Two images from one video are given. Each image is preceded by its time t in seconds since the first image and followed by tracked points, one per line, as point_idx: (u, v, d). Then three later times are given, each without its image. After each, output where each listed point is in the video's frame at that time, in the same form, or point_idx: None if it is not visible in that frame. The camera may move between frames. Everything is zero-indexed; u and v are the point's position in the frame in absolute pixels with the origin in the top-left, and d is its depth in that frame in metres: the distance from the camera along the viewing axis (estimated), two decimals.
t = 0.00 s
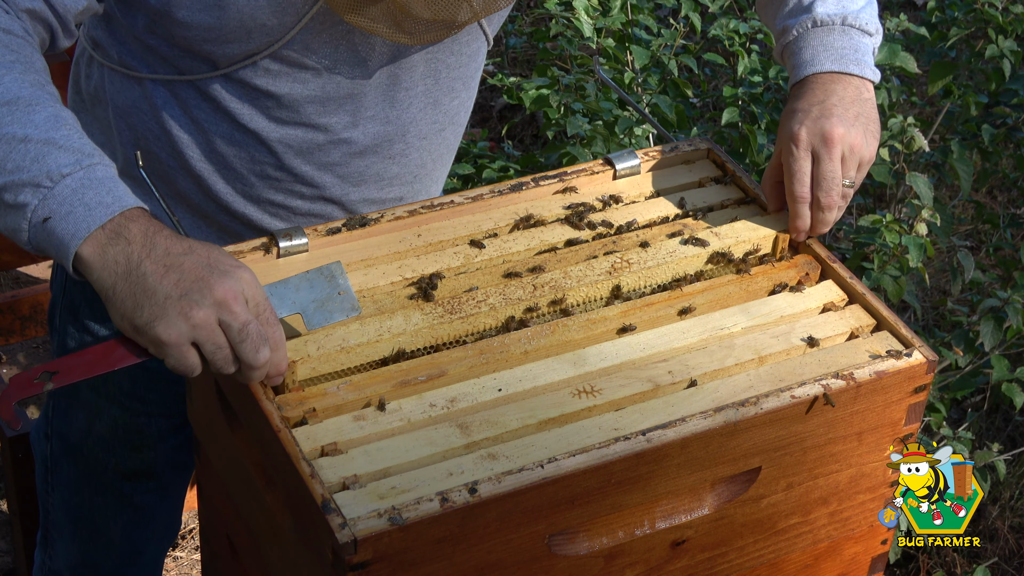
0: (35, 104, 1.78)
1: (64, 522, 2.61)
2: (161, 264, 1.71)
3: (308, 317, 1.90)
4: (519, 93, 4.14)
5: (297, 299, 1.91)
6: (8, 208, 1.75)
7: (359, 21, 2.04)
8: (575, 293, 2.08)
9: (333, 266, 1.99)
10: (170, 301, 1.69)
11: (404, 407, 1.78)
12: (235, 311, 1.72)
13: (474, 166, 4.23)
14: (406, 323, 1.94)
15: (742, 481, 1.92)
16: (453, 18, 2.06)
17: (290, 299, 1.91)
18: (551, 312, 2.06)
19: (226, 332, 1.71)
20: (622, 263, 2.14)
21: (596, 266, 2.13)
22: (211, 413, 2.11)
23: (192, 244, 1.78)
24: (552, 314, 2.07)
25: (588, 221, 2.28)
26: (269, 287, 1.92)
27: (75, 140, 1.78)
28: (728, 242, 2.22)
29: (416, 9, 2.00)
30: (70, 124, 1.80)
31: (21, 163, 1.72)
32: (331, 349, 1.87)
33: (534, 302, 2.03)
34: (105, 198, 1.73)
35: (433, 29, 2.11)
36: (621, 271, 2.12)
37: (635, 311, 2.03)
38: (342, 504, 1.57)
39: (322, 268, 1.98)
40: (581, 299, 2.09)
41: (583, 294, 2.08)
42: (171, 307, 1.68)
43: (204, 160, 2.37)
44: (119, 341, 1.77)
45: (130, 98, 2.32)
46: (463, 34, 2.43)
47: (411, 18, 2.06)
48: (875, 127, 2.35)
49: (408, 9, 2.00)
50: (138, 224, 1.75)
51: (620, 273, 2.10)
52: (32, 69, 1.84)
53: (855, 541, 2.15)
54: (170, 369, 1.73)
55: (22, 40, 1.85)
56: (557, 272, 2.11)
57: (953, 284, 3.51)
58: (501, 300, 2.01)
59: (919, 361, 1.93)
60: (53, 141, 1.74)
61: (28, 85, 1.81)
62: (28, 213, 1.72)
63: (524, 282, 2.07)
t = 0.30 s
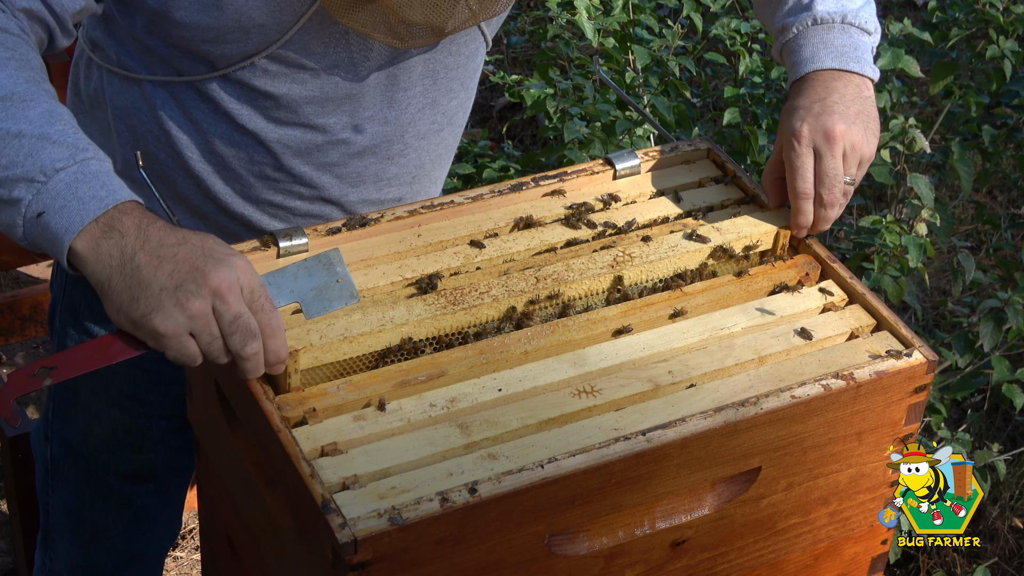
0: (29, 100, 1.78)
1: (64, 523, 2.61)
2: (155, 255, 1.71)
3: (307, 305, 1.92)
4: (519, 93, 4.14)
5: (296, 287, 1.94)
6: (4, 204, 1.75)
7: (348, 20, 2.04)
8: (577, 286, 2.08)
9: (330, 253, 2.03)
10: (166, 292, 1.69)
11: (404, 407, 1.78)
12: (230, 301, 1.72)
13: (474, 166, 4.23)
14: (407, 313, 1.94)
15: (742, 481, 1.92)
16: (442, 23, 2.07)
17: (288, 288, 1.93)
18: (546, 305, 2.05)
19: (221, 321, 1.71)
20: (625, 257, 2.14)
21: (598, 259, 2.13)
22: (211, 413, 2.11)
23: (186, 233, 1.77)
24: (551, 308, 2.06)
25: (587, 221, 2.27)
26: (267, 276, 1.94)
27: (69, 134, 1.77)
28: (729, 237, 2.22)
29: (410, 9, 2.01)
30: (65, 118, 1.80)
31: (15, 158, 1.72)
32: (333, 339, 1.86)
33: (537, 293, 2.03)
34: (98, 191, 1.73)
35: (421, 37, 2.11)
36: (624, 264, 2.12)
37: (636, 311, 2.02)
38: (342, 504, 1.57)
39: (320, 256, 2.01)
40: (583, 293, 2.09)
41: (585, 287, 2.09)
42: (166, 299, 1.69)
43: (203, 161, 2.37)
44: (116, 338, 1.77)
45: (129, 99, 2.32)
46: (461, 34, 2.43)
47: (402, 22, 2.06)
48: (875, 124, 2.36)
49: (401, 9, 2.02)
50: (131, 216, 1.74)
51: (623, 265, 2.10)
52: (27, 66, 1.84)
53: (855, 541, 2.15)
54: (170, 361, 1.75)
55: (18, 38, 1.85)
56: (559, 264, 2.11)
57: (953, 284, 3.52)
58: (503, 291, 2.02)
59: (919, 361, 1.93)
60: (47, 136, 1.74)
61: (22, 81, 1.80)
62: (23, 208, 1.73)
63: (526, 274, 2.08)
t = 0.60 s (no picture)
0: (23, 98, 1.78)
1: (65, 524, 2.61)
2: (150, 253, 1.70)
3: (306, 298, 1.92)
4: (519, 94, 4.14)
5: (294, 279, 1.94)
6: None
7: (338, 19, 2.05)
8: (577, 280, 2.08)
9: (330, 243, 2.03)
10: (161, 290, 1.69)
11: (403, 406, 1.78)
12: (226, 296, 1.71)
13: (473, 166, 4.23)
14: (409, 307, 1.93)
15: (742, 481, 1.92)
16: (433, 31, 2.08)
17: (287, 280, 1.94)
18: (541, 300, 2.04)
19: (218, 317, 1.72)
20: (625, 252, 2.15)
21: (599, 255, 2.14)
22: (211, 413, 2.11)
23: (180, 228, 1.75)
24: (551, 304, 2.06)
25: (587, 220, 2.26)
26: (265, 269, 1.95)
27: (63, 132, 1.77)
28: (730, 233, 2.22)
29: (404, 17, 2.01)
30: (60, 116, 1.80)
31: (9, 158, 1.73)
32: (334, 332, 1.84)
33: (536, 289, 2.03)
34: (93, 188, 1.73)
35: (409, 40, 2.12)
36: (624, 259, 2.13)
37: (636, 311, 2.02)
38: (342, 504, 1.57)
39: (319, 246, 2.02)
40: (584, 288, 2.10)
41: (585, 281, 2.09)
42: (162, 297, 1.69)
43: (202, 161, 2.37)
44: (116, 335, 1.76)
45: (127, 99, 2.32)
46: (459, 34, 2.43)
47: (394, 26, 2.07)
48: (875, 121, 2.36)
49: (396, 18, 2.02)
50: (125, 213, 1.74)
51: (624, 260, 2.11)
52: (21, 64, 1.84)
53: (855, 541, 2.15)
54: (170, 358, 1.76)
55: (14, 37, 1.84)
56: (560, 259, 2.11)
57: (953, 284, 3.52)
58: (503, 286, 2.02)
59: (919, 361, 1.93)
60: (41, 134, 1.75)
61: (18, 80, 1.80)
62: (18, 208, 1.73)
63: (528, 269, 2.08)
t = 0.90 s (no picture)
0: (17, 103, 1.77)
1: (65, 526, 2.61)
2: (139, 260, 1.70)
3: (301, 296, 1.88)
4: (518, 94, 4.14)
5: (289, 277, 1.87)
6: None
7: (338, 19, 2.04)
8: (577, 272, 2.10)
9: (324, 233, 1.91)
10: (152, 298, 1.69)
11: (403, 406, 1.77)
12: (215, 302, 1.70)
13: (473, 166, 4.23)
14: (407, 303, 1.94)
15: (742, 481, 1.92)
16: (433, 33, 2.08)
17: (281, 278, 1.87)
18: (542, 293, 2.07)
19: (210, 322, 1.71)
20: (625, 242, 2.16)
21: (599, 245, 2.15)
22: (211, 413, 2.11)
23: (171, 233, 1.74)
24: (549, 296, 2.09)
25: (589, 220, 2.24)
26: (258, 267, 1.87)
27: (55, 136, 1.76)
28: (731, 220, 2.22)
29: (404, 19, 2.01)
30: (53, 121, 1.79)
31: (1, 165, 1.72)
32: (333, 329, 1.85)
33: (535, 281, 2.04)
34: (84, 195, 1.73)
35: (408, 42, 2.11)
36: (625, 250, 2.13)
37: (636, 311, 2.03)
38: (342, 504, 1.57)
39: (314, 239, 1.90)
40: (583, 279, 2.12)
41: (586, 273, 2.11)
42: (153, 306, 1.69)
43: (202, 162, 2.37)
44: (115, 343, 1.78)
45: (127, 100, 2.32)
46: (460, 33, 2.43)
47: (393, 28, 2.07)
48: (880, 109, 2.37)
49: (397, 20, 2.02)
50: (116, 220, 1.73)
51: (624, 251, 2.12)
52: (17, 69, 1.83)
53: (855, 541, 2.14)
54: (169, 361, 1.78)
55: (11, 41, 1.84)
56: (560, 251, 2.13)
57: (953, 284, 3.52)
58: (503, 279, 2.03)
59: (919, 361, 1.93)
60: (33, 141, 1.73)
61: (12, 85, 1.79)
62: (12, 217, 1.73)
63: (528, 262, 2.09)
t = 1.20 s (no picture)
0: (8, 102, 1.76)
1: (66, 526, 2.61)
2: (127, 258, 1.68)
3: (293, 283, 1.88)
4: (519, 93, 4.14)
5: (279, 265, 1.88)
6: None
7: (341, 19, 2.05)
8: (578, 261, 2.09)
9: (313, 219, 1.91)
10: (142, 297, 1.68)
11: (403, 406, 1.78)
12: (205, 297, 1.68)
13: (473, 166, 4.23)
14: (406, 290, 1.93)
15: (742, 481, 1.92)
16: (435, 31, 2.09)
17: (271, 266, 1.88)
18: (544, 283, 2.08)
19: (200, 316, 1.70)
20: (626, 232, 2.13)
21: (599, 235, 2.13)
22: (211, 413, 2.11)
23: (158, 228, 1.71)
24: (550, 284, 2.09)
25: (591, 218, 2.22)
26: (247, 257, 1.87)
27: (46, 134, 1.75)
28: (731, 210, 2.20)
29: (406, 17, 2.02)
30: (45, 119, 1.78)
31: None
32: (331, 316, 1.84)
33: (538, 269, 2.04)
34: (74, 192, 1.71)
35: (410, 39, 2.12)
36: (626, 239, 2.11)
37: (636, 312, 2.03)
38: (342, 504, 1.57)
39: (303, 226, 1.90)
40: (583, 268, 2.12)
41: (587, 262, 2.11)
42: (143, 304, 1.69)
43: (203, 162, 2.37)
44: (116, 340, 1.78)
45: (127, 100, 2.32)
46: (461, 31, 2.44)
47: (395, 27, 2.08)
48: (882, 102, 2.37)
49: (400, 16, 2.02)
50: (103, 217, 1.71)
51: (624, 241, 2.10)
52: (12, 68, 1.82)
53: (855, 541, 2.14)
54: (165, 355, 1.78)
55: (7, 40, 1.83)
56: (560, 240, 2.11)
57: (953, 284, 3.52)
58: (503, 268, 2.01)
59: (919, 361, 1.93)
60: (24, 140, 1.73)
61: (5, 83, 1.78)
62: (4, 216, 1.72)
63: (527, 250, 2.07)
